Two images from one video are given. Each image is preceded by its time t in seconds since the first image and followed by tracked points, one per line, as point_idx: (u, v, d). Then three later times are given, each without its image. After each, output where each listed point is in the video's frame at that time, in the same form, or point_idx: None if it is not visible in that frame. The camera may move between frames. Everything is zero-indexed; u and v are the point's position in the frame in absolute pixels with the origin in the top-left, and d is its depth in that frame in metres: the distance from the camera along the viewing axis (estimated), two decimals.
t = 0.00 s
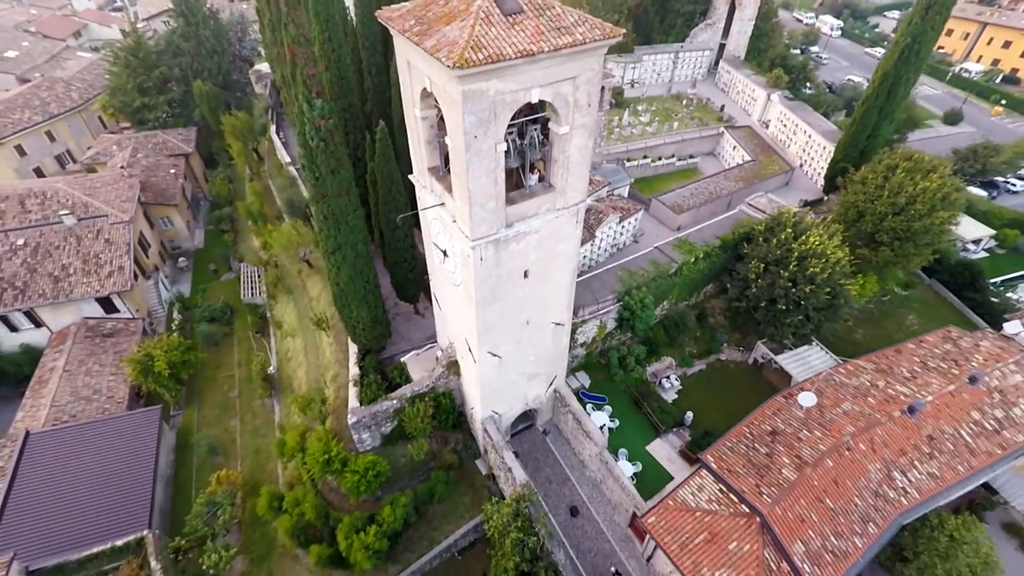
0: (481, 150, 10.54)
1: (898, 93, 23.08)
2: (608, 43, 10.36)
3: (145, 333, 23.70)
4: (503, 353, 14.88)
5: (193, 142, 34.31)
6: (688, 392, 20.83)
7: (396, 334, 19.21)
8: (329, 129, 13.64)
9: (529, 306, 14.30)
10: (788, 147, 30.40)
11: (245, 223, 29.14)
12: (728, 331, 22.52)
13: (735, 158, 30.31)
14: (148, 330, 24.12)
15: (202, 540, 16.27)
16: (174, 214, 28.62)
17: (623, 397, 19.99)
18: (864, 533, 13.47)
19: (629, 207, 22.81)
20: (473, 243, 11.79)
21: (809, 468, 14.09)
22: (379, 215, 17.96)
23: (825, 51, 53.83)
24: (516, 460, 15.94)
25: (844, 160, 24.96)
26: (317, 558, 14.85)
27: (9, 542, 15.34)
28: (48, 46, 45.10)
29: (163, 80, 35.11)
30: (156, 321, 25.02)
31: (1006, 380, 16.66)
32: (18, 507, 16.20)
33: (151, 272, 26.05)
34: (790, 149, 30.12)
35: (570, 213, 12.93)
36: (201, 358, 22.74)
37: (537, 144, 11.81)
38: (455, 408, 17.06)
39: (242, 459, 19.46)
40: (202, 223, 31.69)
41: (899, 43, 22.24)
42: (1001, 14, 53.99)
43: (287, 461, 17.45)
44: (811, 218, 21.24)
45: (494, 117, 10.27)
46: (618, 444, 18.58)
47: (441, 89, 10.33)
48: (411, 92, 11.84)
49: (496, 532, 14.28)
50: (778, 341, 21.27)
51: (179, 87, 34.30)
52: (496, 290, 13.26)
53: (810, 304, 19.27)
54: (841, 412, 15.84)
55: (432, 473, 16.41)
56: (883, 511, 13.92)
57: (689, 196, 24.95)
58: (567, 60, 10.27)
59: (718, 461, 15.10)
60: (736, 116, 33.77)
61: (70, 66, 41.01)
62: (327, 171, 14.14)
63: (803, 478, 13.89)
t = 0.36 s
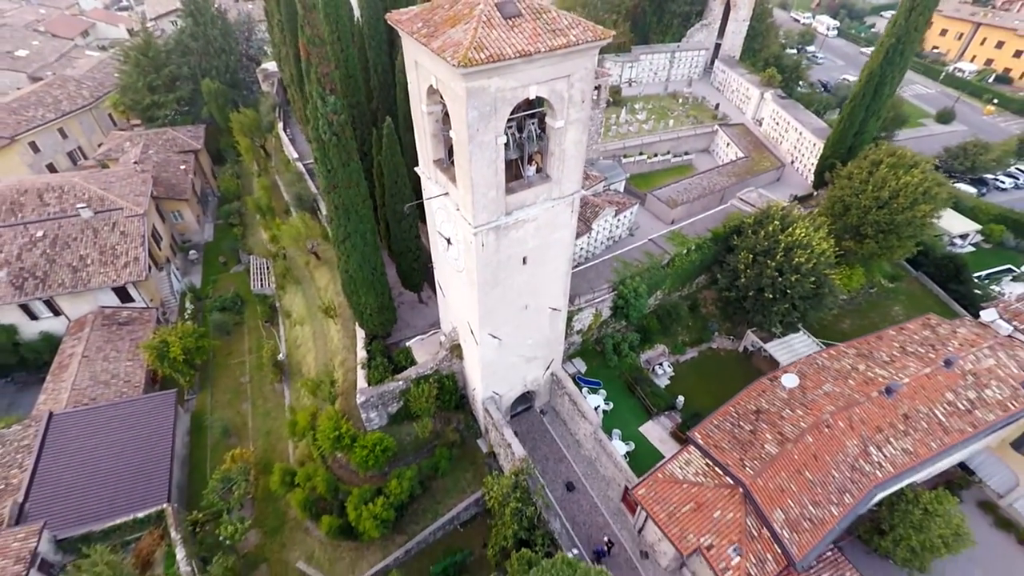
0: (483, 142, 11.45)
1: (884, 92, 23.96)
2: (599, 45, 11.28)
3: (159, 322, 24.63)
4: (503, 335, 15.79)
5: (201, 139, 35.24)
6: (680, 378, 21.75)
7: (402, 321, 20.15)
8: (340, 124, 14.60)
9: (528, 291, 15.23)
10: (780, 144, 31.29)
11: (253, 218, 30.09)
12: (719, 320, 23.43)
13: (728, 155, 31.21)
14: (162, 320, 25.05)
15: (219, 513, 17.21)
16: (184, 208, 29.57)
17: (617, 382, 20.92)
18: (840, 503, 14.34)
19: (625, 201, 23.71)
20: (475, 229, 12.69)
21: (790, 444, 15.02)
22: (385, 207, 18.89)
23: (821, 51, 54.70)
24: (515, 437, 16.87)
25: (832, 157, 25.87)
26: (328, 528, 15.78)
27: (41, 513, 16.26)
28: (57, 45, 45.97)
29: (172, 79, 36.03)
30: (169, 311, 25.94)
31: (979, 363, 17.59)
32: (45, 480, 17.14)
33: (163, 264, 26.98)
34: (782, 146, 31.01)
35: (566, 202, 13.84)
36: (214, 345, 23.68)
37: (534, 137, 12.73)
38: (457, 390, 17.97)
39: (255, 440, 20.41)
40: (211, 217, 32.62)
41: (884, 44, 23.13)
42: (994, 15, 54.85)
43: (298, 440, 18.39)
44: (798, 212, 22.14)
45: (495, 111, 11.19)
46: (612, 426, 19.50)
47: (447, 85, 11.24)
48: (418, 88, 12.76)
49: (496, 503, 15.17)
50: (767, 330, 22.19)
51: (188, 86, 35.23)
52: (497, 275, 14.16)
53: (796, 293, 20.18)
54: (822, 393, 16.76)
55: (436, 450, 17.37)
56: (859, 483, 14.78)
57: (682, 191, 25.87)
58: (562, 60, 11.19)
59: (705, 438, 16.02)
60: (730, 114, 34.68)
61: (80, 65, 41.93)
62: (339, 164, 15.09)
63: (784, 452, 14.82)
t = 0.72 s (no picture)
0: (484, 134, 12.42)
1: (869, 90, 24.91)
2: (592, 44, 12.26)
3: (172, 310, 25.63)
4: (502, 318, 16.76)
5: (210, 136, 36.24)
6: (673, 364, 22.75)
7: (407, 308, 21.13)
8: (350, 118, 15.71)
9: (526, 276, 16.21)
10: (772, 141, 32.26)
11: (262, 212, 31.13)
12: (710, 309, 24.44)
13: (721, 151, 32.20)
14: (175, 309, 26.03)
15: (234, 488, 18.20)
16: (195, 202, 30.54)
17: (612, 367, 21.91)
18: (818, 474, 15.26)
19: (620, 195, 24.66)
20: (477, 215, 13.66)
21: (772, 419, 16.01)
22: (391, 199, 19.88)
23: (816, 51, 55.70)
24: (514, 415, 17.86)
25: (820, 153, 26.83)
26: (338, 500, 16.75)
27: (67, 486, 17.32)
28: (66, 45, 46.91)
29: (180, 77, 36.99)
30: (181, 300, 26.94)
31: (954, 347, 18.56)
32: (71, 456, 18.14)
33: (175, 256, 27.97)
34: (774, 142, 31.98)
35: (561, 191, 14.81)
36: (226, 332, 24.69)
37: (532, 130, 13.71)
38: (459, 372, 18.96)
39: (266, 420, 21.40)
40: (219, 211, 33.59)
41: (869, 43, 24.13)
42: (987, 15, 55.78)
43: (308, 419, 19.38)
44: (786, 205, 23.10)
45: (496, 107, 12.18)
46: (606, 408, 20.48)
47: (451, 82, 12.21)
48: (424, 85, 13.73)
49: (496, 474, 16.13)
50: (756, 318, 23.18)
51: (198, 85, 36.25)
52: (497, 260, 15.13)
53: (782, 282, 21.13)
54: (804, 374, 17.76)
55: (440, 428, 18.37)
56: (837, 455, 15.71)
57: (676, 186, 26.84)
58: (557, 58, 12.16)
59: (692, 415, 17.00)
60: (724, 112, 35.66)
61: (90, 64, 42.92)
62: (349, 155, 16.19)
63: (765, 427, 15.80)
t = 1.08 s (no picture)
0: (485, 126, 13.45)
1: (854, 88, 25.90)
2: (584, 43, 13.29)
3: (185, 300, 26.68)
4: (502, 302, 17.79)
5: (219, 133, 37.28)
6: (665, 351, 23.78)
7: (411, 296, 22.14)
8: (360, 113, 16.77)
9: (524, 262, 17.25)
10: (764, 138, 33.29)
11: (270, 206, 32.18)
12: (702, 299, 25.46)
13: (714, 148, 33.23)
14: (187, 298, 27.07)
15: (248, 464, 19.23)
16: (205, 197, 31.59)
17: (607, 352, 22.95)
18: (797, 446, 16.29)
19: (615, 189, 25.69)
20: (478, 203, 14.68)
21: (755, 397, 17.07)
22: (397, 190, 20.93)
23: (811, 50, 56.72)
24: (513, 395, 18.91)
25: (809, 149, 27.85)
26: (348, 473, 17.80)
27: (92, 460, 18.36)
28: (76, 45, 47.94)
29: (189, 76, 38.02)
30: (193, 290, 27.99)
31: (930, 331, 19.58)
32: (94, 432, 19.20)
33: (187, 247, 29.01)
34: (765, 139, 33.02)
35: (557, 181, 15.82)
36: (237, 320, 25.75)
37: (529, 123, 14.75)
38: (461, 355, 20.01)
39: (277, 403, 22.46)
40: (228, 206, 34.62)
41: (854, 43, 25.16)
42: (979, 16, 56.83)
43: (318, 400, 20.42)
44: (773, 198, 24.13)
45: (495, 101, 13.22)
46: (601, 390, 21.51)
47: (454, 78, 13.25)
48: (429, 81, 14.77)
49: (496, 448, 17.17)
50: (744, 307, 24.20)
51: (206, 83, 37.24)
52: (497, 246, 16.15)
53: (768, 271, 22.17)
54: (787, 355, 18.80)
55: (443, 407, 19.42)
56: (816, 430, 16.75)
57: (670, 181, 27.88)
58: (553, 56, 13.19)
59: (681, 394, 18.04)
60: (718, 110, 36.68)
61: (100, 63, 43.96)
62: (359, 148, 17.22)
63: (749, 404, 16.86)
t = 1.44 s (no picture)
0: (485, 120, 14.56)
1: (840, 86, 26.98)
2: (577, 42, 14.38)
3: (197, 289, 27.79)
4: (501, 287, 18.89)
5: (227, 130, 38.37)
6: (658, 337, 24.88)
7: (415, 284, 23.24)
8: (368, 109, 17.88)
9: (522, 248, 18.35)
10: (755, 135, 34.39)
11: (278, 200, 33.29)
12: (693, 288, 26.55)
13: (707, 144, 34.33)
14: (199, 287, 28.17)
15: (261, 440, 20.31)
16: (215, 191, 32.68)
17: (601, 338, 24.06)
18: (778, 421, 17.39)
19: (611, 183, 26.76)
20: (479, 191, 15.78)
21: (738, 375, 18.20)
22: (402, 183, 22.04)
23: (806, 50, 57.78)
24: (511, 375, 20.03)
25: (797, 145, 28.94)
26: (356, 448, 18.89)
27: (115, 436, 19.48)
28: (85, 44, 48.99)
29: (197, 74, 39.08)
30: (205, 280, 29.09)
31: (907, 316, 20.68)
32: (116, 411, 20.31)
33: (198, 239, 30.11)
34: (757, 136, 34.12)
35: (553, 172, 16.90)
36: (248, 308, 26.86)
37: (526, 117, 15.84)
38: (463, 338, 21.12)
39: (287, 386, 23.56)
40: (236, 201, 35.72)
41: (840, 42, 26.25)
42: (970, 16, 57.88)
43: (327, 382, 21.52)
44: (762, 191, 25.22)
45: (495, 96, 14.32)
46: (596, 374, 22.61)
47: (457, 74, 14.34)
48: (433, 78, 15.87)
49: (496, 423, 18.27)
50: (734, 295, 25.29)
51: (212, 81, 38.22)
52: (497, 232, 17.24)
53: (755, 260, 23.27)
54: (771, 338, 19.90)
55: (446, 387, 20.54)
56: (796, 406, 17.85)
57: (663, 175, 28.99)
58: (548, 54, 14.28)
59: (670, 374, 19.15)
60: (712, 107, 37.76)
61: (109, 62, 45.01)
62: (367, 141, 18.35)
63: (732, 381, 17.97)
